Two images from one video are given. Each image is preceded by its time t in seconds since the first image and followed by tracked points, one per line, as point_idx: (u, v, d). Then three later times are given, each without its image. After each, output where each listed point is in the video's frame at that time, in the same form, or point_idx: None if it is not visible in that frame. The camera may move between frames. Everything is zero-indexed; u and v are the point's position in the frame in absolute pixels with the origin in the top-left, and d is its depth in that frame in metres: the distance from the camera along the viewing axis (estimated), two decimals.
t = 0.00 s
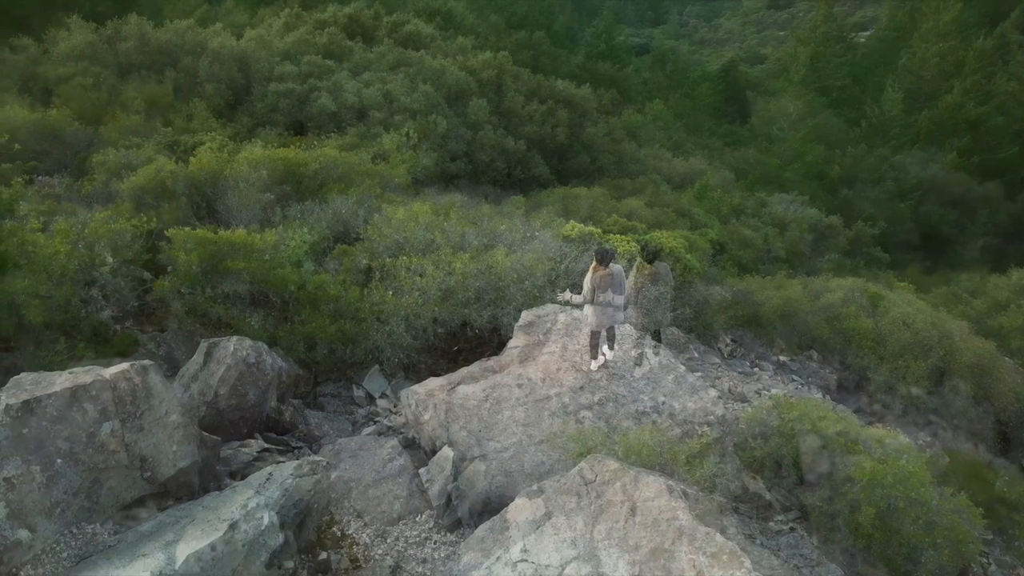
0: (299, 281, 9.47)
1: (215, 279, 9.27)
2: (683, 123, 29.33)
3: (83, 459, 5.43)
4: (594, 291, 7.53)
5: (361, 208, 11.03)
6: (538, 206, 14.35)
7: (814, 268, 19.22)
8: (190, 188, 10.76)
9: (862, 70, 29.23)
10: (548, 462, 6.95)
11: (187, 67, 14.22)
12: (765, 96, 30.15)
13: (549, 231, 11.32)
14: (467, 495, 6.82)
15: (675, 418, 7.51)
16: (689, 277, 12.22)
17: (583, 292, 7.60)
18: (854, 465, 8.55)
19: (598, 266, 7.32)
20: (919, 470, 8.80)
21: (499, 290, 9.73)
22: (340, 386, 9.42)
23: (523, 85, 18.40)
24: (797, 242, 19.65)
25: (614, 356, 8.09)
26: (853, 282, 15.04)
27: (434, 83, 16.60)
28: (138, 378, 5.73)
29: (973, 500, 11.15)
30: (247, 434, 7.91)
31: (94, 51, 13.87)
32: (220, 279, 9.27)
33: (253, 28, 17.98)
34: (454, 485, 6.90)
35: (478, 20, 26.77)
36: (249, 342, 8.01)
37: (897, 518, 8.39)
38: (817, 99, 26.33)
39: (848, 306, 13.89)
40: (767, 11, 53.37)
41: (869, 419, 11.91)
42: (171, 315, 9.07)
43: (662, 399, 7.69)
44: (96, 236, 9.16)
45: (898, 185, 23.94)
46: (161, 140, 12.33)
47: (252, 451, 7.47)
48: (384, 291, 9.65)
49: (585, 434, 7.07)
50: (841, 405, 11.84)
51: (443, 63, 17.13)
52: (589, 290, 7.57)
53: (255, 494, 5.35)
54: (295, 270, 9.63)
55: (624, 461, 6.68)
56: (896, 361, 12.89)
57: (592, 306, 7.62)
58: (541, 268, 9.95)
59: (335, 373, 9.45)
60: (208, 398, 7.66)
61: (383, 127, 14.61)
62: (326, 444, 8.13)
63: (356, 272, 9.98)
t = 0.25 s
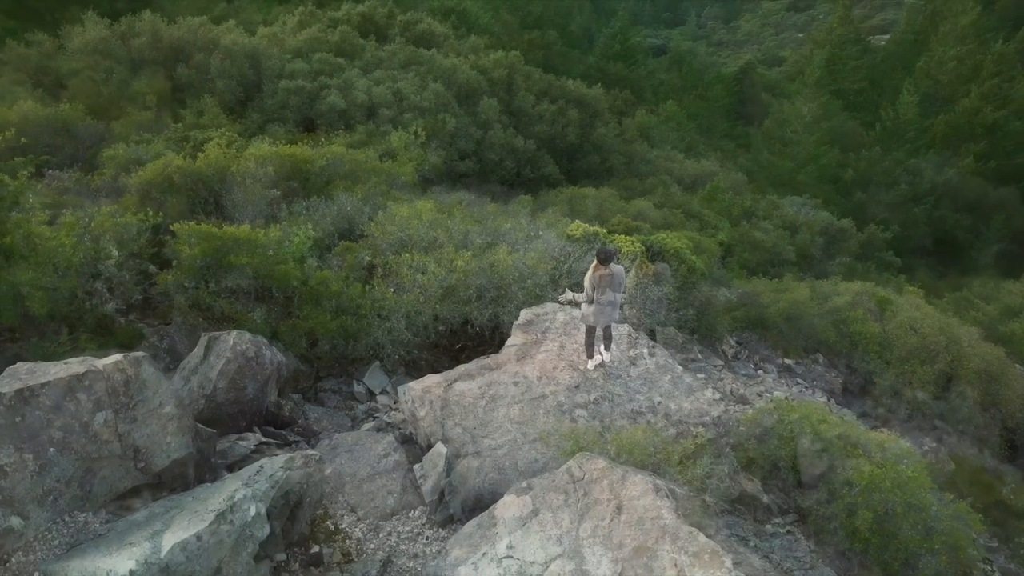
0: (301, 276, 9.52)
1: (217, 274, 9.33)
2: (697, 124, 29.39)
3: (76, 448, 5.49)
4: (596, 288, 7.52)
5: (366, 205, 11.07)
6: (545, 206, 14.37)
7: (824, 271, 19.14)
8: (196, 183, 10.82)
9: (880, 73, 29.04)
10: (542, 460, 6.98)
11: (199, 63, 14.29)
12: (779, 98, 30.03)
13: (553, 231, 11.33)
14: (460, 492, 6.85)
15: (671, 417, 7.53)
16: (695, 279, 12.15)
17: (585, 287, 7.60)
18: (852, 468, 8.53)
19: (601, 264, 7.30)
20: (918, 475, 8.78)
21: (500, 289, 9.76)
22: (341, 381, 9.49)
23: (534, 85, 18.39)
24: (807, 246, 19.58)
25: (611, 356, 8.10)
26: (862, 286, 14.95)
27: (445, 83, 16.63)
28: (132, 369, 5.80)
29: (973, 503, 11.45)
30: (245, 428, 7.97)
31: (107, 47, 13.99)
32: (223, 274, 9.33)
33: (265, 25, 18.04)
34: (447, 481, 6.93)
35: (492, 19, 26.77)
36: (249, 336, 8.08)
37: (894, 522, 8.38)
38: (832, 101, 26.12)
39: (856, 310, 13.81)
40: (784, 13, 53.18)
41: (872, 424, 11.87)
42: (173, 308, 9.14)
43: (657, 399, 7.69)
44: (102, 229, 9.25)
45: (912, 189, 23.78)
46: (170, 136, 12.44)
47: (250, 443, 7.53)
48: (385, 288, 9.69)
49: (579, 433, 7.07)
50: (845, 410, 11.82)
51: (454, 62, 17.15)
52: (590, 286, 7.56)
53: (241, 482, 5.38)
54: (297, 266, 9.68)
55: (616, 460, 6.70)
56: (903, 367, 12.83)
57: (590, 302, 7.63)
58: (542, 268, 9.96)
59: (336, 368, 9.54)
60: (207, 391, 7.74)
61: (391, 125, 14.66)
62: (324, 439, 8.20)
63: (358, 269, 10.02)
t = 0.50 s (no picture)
0: (301, 272, 9.56)
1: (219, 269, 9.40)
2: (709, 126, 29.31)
3: (67, 438, 5.57)
4: (590, 283, 7.50)
5: (369, 203, 11.12)
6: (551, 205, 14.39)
7: (833, 275, 19.06)
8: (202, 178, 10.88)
9: (895, 76, 28.85)
10: (534, 459, 7.01)
11: (208, 60, 14.36)
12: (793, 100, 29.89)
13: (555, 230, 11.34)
14: (451, 489, 6.90)
15: (664, 419, 7.53)
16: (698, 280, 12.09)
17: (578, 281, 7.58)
18: (848, 471, 8.51)
19: (598, 259, 7.31)
20: (914, 480, 8.76)
21: (500, 287, 9.77)
22: (341, 377, 9.55)
23: (544, 85, 18.38)
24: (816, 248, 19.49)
25: (606, 355, 8.10)
26: (869, 289, 14.87)
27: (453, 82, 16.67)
28: (122, 361, 5.88)
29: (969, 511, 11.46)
30: (242, 422, 8.03)
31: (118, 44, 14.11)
32: (224, 269, 9.40)
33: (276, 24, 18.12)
34: (439, 478, 6.97)
35: (504, 19, 26.77)
36: (246, 331, 8.14)
37: (889, 526, 8.36)
38: (845, 104, 25.97)
39: (861, 314, 13.74)
40: (801, 15, 52.89)
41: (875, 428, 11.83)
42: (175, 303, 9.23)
43: (652, 400, 7.69)
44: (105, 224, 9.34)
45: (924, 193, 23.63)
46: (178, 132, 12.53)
47: (245, 437, 7.60)
48: (385, 285, 9.72)
49: (570, 431, 7.08)
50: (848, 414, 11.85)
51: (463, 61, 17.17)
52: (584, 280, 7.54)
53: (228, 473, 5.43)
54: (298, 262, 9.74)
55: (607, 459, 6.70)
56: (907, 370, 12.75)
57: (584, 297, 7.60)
58: (542, 267, 9.97)
59: (335, 364, 9.60)
60: (204, 384, 7.80)
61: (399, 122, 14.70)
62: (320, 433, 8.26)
63: (359, 266, 10.07)
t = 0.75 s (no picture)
0: (303, 268, 9.62)
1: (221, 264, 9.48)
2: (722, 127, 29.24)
3: (57, 427, 5.67)
4: (584, 281, 7.46)
5: (372, 200, 11.17)
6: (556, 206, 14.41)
7: (841, 278, 18.98)
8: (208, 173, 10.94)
9: (910, 79, 28.65)
10: (526, 456, 7.05)
11: (217, 57, 14.45)
12: (807, 102, 29.72)
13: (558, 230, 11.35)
14: (442, 485, 6.94)
15: (657, 418, 7.54)
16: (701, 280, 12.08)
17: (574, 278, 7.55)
18: (844, 474, 8.49)
19: (588, 260, 7.24)
20: (911, 484, 8.72)
21: (499, 286, 9.80)
22: (340, 373, 9.62)
23: (553, 84, 18.38)
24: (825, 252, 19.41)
25: (601, 354, 8.11)
26: (876, 293, 14.79)
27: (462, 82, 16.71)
28: (113, 352, 5.98)
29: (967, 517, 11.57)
30: (239, 415, 8.10)
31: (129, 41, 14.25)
32: (226, 264, 9.48)
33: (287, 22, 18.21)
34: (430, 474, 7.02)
35: (517, 19, 26.78)
36: (244, 325, 8.21)
37: (884, 530, 8.32)
38: (858, 107, 25.80)
39: (867, 318, 13.66)
40: (819, 17, 52.53)
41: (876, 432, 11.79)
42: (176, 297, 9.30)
43: (646, 399, 7.70)
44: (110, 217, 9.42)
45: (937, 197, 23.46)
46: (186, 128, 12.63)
47: (241, 431, 7.67)
48: (385, 282, 9.76)
49: (561, 429, 7.09)
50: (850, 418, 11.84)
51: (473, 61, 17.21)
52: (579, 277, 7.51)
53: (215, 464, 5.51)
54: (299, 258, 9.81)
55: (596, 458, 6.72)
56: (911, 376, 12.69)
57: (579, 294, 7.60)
58: (542, 267, 9.98)
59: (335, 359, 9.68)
60: (201, 378, 7.88)
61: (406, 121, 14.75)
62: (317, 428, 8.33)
63: (360, 263, 10.12)
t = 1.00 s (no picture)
0: (303, 264, 9.69)
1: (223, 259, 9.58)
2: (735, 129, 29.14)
3: (49, 416, 5.76)
4: (581, 275, 7.45)
5: (375, 198, 11.23)
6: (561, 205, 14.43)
7: (851, 281, 18.88)
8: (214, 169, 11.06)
9: (926, 83, 28.46)
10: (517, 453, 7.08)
11: (228, 54, 14.55)
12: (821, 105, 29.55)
13: (560, 230, 11.38)
14: (434, 480, 6.99)
15: (651, 417, 7.55)
16: (704, 281, 12.05)
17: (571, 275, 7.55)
18: (839, 477, 8.46)
19: (585, 252, 7.24)
20: (907, 487, 8.67)
21: (501, 284, 9.86)
22: (339, 368, 9.69)
23: (563, 84, 18.38)
24: (835, 255, 19.31)
25: (596, 353, 8.13)
26: (883, 297, 14.71)
27: (471, 81, 16.74)
28: (105, 343, 6.04)
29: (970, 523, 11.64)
30: (237, 409, 8.19)
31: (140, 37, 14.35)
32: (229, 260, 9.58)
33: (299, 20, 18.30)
34: (420, 468, 7.07)
35: (531, 19, 26.78)
36: (241, 319, 8.28)
37: (878, 533, 8.28)
38: (873, 109, 25.62)
39: (872, 321, 13.60)
40: (839, 19, 52.11)
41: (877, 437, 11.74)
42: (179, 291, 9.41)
43: (640, 399, 7.71)
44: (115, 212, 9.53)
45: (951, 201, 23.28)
46: (194, 124, 12.74)
47: (238, 423, 7.74)
48: (385, 279, 9.81)
49: (553, 425, 7.09)
50: (852, 423, 11.82)
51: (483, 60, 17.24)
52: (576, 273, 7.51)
53: (204, 454, 5.58)
54: (302, 254, 9.88)
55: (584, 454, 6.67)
56: (916, 379, 12.63)
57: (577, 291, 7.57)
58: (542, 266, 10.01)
59: (335, 355, 9.76)
60: (198, 370, 7.95)
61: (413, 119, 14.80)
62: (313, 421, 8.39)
63: (362, 259, 10.18)
